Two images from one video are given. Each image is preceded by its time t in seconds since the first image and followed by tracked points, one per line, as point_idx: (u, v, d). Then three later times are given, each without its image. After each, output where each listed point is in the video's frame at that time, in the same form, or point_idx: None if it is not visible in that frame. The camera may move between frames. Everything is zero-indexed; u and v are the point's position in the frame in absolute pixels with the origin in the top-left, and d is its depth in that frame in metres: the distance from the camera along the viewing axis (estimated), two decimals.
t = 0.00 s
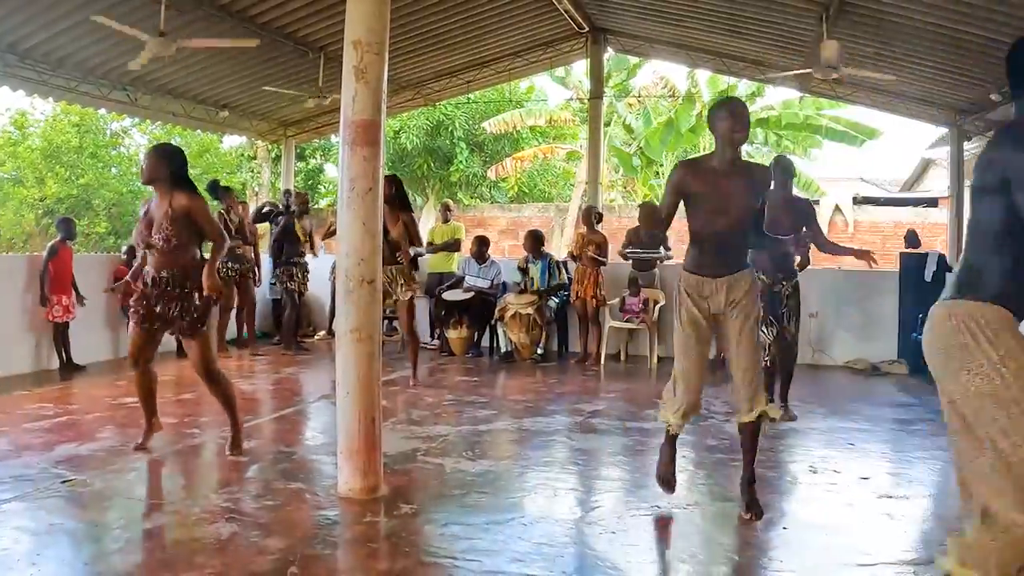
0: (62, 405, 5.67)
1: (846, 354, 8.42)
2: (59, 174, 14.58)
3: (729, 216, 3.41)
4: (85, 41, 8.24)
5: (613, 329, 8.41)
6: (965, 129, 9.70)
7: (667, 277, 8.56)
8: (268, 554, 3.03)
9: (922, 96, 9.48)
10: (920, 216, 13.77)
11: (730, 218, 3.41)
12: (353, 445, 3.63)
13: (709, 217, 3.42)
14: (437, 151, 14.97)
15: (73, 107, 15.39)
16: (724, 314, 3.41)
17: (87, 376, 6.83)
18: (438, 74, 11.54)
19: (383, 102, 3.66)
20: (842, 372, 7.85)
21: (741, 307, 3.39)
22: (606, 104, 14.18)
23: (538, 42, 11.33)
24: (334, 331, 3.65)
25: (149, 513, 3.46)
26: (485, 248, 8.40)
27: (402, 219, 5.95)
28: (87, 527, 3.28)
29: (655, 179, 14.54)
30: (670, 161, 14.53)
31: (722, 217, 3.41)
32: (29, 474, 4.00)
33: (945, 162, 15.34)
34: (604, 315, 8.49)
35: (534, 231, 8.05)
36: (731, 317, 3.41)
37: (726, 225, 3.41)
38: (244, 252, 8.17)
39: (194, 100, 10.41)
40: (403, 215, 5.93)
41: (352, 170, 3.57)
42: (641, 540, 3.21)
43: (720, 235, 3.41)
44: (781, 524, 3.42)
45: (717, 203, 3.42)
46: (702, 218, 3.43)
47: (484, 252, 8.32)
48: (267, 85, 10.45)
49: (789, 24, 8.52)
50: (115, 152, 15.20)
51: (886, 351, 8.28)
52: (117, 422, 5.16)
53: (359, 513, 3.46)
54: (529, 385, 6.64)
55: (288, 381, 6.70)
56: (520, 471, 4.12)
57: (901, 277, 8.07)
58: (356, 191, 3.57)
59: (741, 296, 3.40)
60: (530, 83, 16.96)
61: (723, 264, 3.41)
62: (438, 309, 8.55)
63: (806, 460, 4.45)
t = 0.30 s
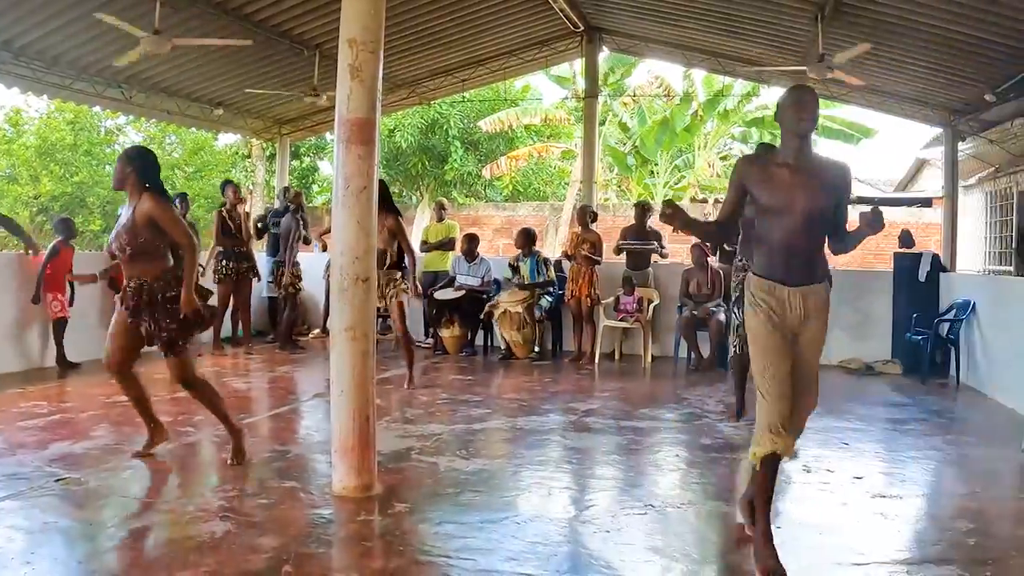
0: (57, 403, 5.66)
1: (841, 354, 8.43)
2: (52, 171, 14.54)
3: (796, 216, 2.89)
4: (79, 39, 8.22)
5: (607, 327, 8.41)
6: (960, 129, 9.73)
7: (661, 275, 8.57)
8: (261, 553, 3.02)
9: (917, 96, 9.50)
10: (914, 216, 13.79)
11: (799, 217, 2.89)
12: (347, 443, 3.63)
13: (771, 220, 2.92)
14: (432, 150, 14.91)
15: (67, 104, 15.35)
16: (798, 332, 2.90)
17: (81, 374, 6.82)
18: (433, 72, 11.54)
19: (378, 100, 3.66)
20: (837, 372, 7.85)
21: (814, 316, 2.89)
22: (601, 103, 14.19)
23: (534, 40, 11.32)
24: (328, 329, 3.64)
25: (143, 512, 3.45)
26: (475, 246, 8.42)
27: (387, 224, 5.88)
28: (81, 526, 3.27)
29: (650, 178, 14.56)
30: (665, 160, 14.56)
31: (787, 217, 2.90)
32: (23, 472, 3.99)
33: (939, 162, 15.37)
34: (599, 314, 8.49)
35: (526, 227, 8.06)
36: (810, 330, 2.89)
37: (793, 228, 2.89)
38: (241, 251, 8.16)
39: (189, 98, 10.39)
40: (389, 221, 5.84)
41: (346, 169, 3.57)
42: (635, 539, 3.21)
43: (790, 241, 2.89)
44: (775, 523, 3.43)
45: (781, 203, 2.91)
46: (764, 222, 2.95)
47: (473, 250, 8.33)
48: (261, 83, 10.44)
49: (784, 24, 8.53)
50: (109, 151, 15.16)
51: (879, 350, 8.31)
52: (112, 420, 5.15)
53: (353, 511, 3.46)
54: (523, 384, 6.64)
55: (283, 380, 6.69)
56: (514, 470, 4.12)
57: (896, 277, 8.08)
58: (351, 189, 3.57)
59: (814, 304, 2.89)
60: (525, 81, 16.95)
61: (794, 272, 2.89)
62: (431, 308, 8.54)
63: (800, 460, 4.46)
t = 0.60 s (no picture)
0: (51, 401, 5.65)
1: (835, 354, 8.44)
2: (47, 169, 14.51)
3: (886, 196, 2.71)
4: (74, 37, 8.21)
5: (601, 326, 8.41)
6: (955, 130, 9.75)
7: (655, 274, 8.55)
8: (256, 551, 3.02)
9: (912, 96, 9.51)
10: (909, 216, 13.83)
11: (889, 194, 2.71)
12: (342, 442, 3.63)
13: (863, 210, 2.77)
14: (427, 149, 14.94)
15: (62, 102, 15.33)
16: (900, 324, 2.69)
17: (76, 373, 6.81)
18: (428, 71, 11.53)
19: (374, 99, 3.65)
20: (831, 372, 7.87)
21: (923, 305, 2.66)
22: (597, 103, 14.19)
23: (529, 40, 11.32)
24: (323, 328, 3.64)
25: (138, 511, 3.44)
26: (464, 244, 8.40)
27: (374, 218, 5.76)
28: (76, 525, 3.27)
29: (645, 177, 14.57)
30: (660, 160, 14.57)
31: (876, 202, 2.73)
32: (17, 471, 3.98)
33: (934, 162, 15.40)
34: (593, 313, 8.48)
35: (516, 226, 8.05)
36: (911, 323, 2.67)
37: (887, 209, 2.71)
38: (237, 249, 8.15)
39: (185, 96, 10.38)
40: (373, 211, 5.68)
41: (341, 168, 3.57)
42: (628, 538, 3.21)
43: (888, 224, 2.72)
44: (768, 523, 3.44)
45: (863, 188, 2.75)
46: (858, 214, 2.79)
47: (462, 248, 8.33)
48: (257, 81, 10.43)
49: (779, 23, 8.54)
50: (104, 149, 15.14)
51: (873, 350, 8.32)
52: (106, 418, 5.15)
53: (347, 510, 3.45)
54: (518, 383, 6.65)
55: (278, 378, 6.69)
56: (508, 469, 4.12)
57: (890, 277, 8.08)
58: (346, 188, 3.57)
59: (920, 291, 2.66)
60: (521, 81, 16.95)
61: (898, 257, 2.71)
62: (424, 308, 8.54)
63: (795, 459, 4.47)
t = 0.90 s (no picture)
0: (45, 399, 5.63)
1: (830, 353, 8.45)
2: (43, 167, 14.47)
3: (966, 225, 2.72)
4: (70, 34, 8.19)
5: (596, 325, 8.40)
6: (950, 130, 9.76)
7: (651, 273, 8.57)
8: (251, 550, 3.02)
9: (907, 96, 9.52)
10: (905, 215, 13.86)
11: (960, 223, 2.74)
12: (337, 441, 3.63)
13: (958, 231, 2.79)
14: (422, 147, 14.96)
15: (58, 99, 15.30)
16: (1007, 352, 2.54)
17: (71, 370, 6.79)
18: (424, 69, 11.52)
19: (370, 97, 3.65)
20: (826, 371, 7.88)
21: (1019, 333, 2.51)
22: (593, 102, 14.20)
23: (525, 38, 11.32)
24: (318, 327, 3.64)
25: (133, 509, 3.44)
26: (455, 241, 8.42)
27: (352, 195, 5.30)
28: (71, 523, 3.26)
29: (640, 176, 14.59)
30: (656, 159, 14.59)
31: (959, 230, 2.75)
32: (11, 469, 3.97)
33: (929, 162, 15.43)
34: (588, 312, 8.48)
35: (510, 226, 8.07)
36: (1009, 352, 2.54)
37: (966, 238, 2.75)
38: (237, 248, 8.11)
39: (180, 94, 10.37)
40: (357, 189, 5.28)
41: (337, 166, 3.56)
42: (623, 537, 3.21)
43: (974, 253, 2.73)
44: (763, 522, 3.44)
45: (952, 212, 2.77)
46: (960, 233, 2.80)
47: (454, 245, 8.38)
48: (252, 80, 10.42)
49: (776, 23, 8.54)
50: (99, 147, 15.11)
51: (869, 349, 8.33)
52: (101, 417, 5.13)
53: (342, 509, 3.45)
54: (513, 381, 6.65)
55: (274, 376, 6.68)
56: (503, 468, 4.12)
57: (885, 277, 8.09)
58: (342, 186, 3.56)
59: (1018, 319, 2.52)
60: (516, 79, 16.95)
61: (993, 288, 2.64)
62: (419, 306, 8.53)
63: (790, 458, 4.47)
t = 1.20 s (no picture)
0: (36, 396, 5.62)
1: (822, 352, 8.47)
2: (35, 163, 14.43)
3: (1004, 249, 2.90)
4: (63, 30, 8.17)
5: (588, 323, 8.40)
6: (943, 130, 9.79)
7: (642, 271, 8.58)
8: (243, 547, 3.02)
9: (899, 96, 9.55)
10: (897, 215, 13.90)
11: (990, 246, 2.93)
12: (329, 438, 3.63)
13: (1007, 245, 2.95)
14: (415, 144, 14.94)
15: (51, 95, 15.25)
16: None
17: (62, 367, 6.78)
18: (418, 67, 11.51)
19: (363, 94, 3.65)
20: (818, 370, 7.89)
21: None
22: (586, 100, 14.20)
23: (519, 36, 11.31)
24: (310, 323, 3.64)
25: (124, 507, 3.43)
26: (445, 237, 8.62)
27: (292, 201, 4.76)
28: (62, 520, 3.25)
29: (633, 175, 14.62)
30: (649, 157, 14.61)
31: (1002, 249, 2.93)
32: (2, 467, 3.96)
33: (921, 162, 15.46)
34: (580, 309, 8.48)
35: (506, 223, 8.09)
36: None
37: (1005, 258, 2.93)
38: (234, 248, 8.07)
39: (173, 90, 10.34)
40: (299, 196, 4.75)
41: (330, 163, 3.56)
42: (614, 535, 3.22)
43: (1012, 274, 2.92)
44: (754, 520, 3.45)
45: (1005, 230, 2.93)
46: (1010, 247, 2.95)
47: (444, 241, 8.55)
48: (246, 76, 10.41)
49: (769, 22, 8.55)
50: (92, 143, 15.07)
51: (860, 348, 8.36)
52: (92, 414, 5.12)
53: (334, 506, 3.45)
54: (505, 379, 6.65)
55: (266, 373, 6.67)
56: (495, 465, 4.13)
57: (878, 276, 8.11)
58: (334, 184, 3.56)
59: None
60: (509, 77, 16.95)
61: None
62: (412, 304, 8.52)
63: (781, 456, 4.48)
